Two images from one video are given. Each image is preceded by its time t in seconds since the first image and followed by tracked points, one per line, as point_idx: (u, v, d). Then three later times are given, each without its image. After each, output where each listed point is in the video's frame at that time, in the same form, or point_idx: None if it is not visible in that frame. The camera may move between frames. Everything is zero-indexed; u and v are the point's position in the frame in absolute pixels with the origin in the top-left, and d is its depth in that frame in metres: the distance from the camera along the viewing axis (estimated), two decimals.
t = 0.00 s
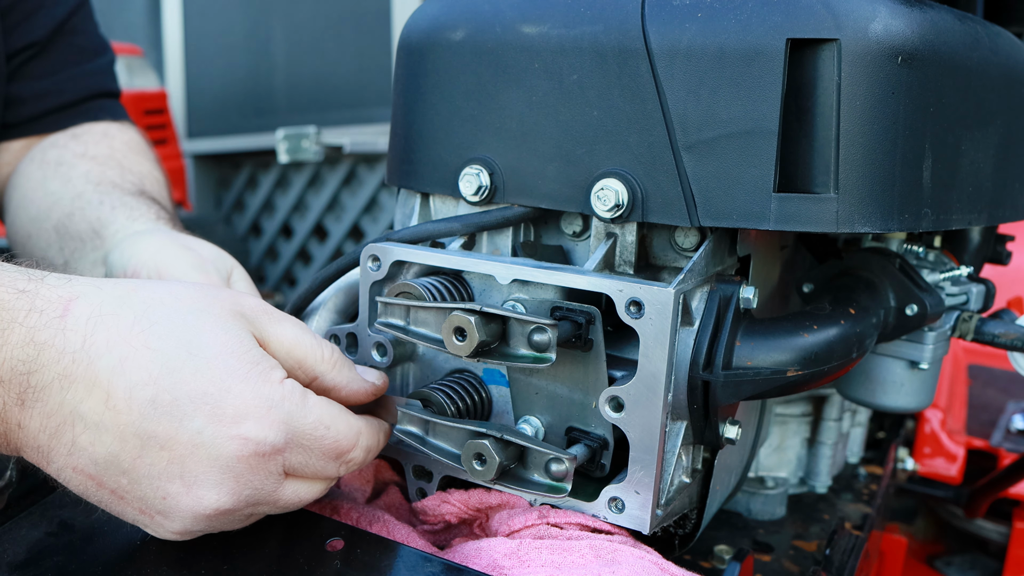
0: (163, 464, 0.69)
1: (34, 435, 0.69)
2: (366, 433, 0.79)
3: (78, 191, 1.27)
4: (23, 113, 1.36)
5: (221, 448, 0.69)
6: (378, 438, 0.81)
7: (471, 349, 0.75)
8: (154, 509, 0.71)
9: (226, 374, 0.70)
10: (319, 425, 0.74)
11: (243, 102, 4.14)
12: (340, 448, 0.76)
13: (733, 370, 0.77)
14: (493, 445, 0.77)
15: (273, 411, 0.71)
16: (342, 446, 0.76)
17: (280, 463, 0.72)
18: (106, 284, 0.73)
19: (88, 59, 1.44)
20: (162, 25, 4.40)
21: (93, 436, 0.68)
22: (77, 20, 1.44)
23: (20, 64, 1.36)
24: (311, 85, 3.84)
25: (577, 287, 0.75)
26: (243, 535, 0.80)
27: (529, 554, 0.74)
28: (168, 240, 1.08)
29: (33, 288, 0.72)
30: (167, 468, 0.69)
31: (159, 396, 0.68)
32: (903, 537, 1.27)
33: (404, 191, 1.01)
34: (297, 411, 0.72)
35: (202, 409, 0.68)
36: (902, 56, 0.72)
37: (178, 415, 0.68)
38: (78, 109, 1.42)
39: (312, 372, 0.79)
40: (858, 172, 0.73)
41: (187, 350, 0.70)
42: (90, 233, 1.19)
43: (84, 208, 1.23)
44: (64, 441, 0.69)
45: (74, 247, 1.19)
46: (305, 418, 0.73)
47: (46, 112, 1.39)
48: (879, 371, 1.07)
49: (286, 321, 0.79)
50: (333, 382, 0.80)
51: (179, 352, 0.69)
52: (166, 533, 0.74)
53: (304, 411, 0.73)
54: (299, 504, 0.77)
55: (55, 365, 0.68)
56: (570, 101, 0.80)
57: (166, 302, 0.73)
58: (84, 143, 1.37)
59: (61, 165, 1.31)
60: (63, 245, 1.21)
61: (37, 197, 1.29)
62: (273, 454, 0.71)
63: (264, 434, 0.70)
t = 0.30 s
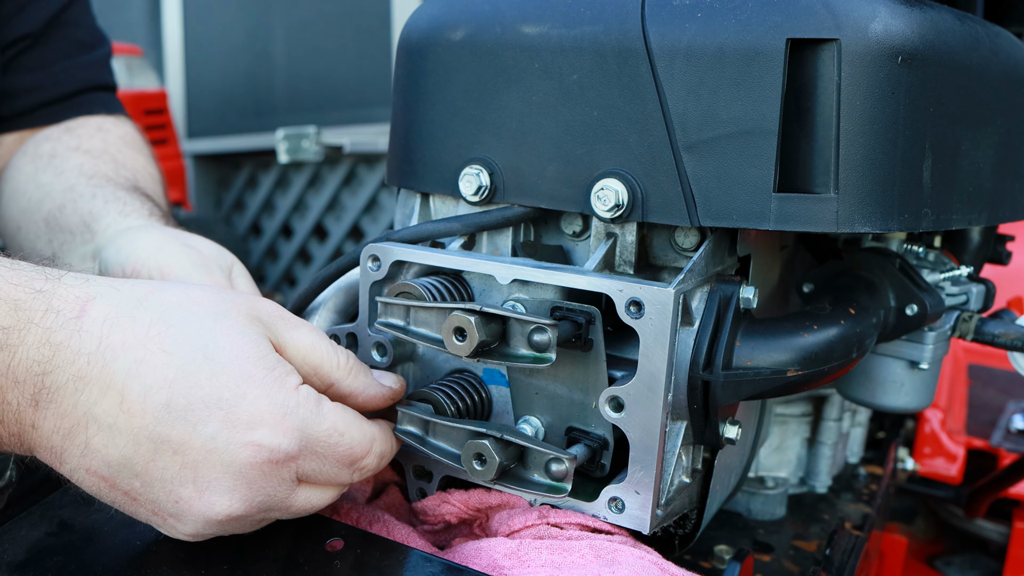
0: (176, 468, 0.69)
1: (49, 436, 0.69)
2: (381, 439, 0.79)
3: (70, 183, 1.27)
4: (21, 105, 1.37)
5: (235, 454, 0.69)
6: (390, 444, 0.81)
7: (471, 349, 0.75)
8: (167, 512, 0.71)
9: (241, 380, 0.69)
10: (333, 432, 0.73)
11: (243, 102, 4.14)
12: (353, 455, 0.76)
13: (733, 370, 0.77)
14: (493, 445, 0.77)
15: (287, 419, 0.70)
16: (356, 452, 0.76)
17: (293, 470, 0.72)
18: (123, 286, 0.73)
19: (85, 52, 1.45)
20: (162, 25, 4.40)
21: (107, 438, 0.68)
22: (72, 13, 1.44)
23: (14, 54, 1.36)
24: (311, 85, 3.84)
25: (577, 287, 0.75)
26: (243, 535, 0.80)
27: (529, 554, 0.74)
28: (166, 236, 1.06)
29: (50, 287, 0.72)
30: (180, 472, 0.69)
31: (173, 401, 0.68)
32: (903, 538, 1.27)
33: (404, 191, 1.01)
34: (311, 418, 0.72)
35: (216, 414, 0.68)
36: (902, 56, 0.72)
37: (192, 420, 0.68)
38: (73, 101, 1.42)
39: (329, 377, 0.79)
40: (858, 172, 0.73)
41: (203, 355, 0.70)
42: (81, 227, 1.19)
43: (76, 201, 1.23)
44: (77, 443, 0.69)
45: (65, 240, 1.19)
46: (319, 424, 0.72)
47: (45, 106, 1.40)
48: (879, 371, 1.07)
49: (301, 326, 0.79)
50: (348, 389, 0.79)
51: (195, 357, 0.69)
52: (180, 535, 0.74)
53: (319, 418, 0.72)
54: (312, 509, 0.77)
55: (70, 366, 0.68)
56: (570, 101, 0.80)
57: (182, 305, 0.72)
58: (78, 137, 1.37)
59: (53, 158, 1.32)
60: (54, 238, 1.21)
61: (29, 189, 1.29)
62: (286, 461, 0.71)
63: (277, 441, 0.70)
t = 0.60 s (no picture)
0: (156, 536, 0.64)
1: (29, 492, 0.65)
2: (384, 496, 0.69)
3: (70, 183, 1.27)
4: (19, 99, 1.37)
5: (217, 524, 0.63)
6: (397, 492, 0.70)
7: (471, 349, 0.75)
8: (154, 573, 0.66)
9: (218, 444, 0.62)
10: (323, 494, 0.65)
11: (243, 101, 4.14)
12: (353, 514, 0.67)
13: (733, 370, 0.77)
14: (493, 446, 0.77)
15: (269, 486, 0.63)
16: (353, 512, 0.66)
17: (283, 534, 0.65)
18: (95, 334, 0.67)
19: (83, 44, 1.45)
20: (162, 24, 4.40)
21: (85, 501, 0.63)
22: (70, 5, 1.44)
23: (13, 47, 1.36)
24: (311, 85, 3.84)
25: (578, 287, 0.75)
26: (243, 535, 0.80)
27: (529, 554, 0.74)
28: (167, 236, 1.05)
29: (19, 336, 0.66)
30: (160, 540, 0.64)
31: (148, 468, 0.62)
32: (903, 538, 1.27)
33: (404, 192, 1.01)
34: (297, 482, 0.64)
35: (194, 481, 0.62)
36: (902, 56, 0.72)
37: (169, 488, 0.62)
38: (71, 94, 1.42)
39: (323, 419, 0.69)
40: (858, 172, 0.73)
41: (178, 417, 0.63)
42: (79, 228, 1.18)
43: (75, 201, 1.23)
44: (57, 502, 0.64)
45: (64, 242, 1.19)
46: (306, 488, 0.64)
47: (45, 105, 1.39)
48: (879, 371, 1.07)
49: (296, 360, 0.68)
50: (345, 429, 0.69)
51: (170, 418, 0.62)
52: None
53: (306, 480, 0.64)
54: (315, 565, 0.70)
55: (42, 427, 0.63)
56: (570, 101, 0.80)
57: (156, 357, 0.65)
58: (79, 132, 1.37)
59: (54, 154, 1.32)
60: (54, 239, 1.21)
61: (31, 188, 1.29)
62: (271, 527, 0.64)
63: (259, 510, 0.63)
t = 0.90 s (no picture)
0: (197, 514, 0.68)
1: (49, 483, 0.65)
2: (388, 462, 0.80)
3: (61, 185, 1.27)
4: (14, 96, 1.37)
5: (262, 498, 0.68)
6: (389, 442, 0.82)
7: (471, 349, 0.75)
8: (183, 554, 0.70)
9: (264, 423, 0.68)
10: (352, 465, 0.74)
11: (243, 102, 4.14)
12: (369, 484, 0.77)
13: (732, 370, 0.77)
14: (493, 445, 0.77)
15: (312, 459, 0.70)
16: (371, 478, 0.77)
17: (317, 504, 0.72)
18: (119, 324, 0.69)
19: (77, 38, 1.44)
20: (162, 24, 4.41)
21: (120, 487, 0.65)
22: (69, 4, 1.44)
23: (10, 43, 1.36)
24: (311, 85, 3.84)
25: (577, 287, 0.75)
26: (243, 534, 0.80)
27: (529, 554, 0.74)
28: (157, 238, 1.06)
29: (39, 328, 0.67)
30: (201, 518, 0.68)
31: (193, 449, 0.66)
32: (903, 538, 1.27)
33: (404, 191, 1.01)
34: (333, 454, 0.72)
35: (240, 460, 0.67)
36: (902, 56, 0.72)
37: (214, 468, 0.67)
38: (67, 89, 1.43)
39: (336, 368, 0.79)
40: (858, 172, 0.73)
41: (221, 399, 0.68)
42: (71, 233, 1.18)
43: (68, 204, 1.22)
44: (84, 491, 0.65)
45: (57, 246, 1.19)
46: (340, 460, 0.73)
47: (44, 104, 1.40)
48: (879, 371, 1.07)
49: (302, 325, 0.77)
50: (356, 370, 0.80)
51: (214, 400, 0.67)
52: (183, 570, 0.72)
53: (339, 452, 0.73)
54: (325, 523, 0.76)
55: (74, 417, 0.64)
56: (570, 101, 0.80)
57: (189, 341, 0.69)
58: (71, 130, 1.37)
59: (46, 155, 1.31)
60: (47, 243, 1.21)
61: (22, 190, 1.29)
62: (310, 498, 0.71)
63: (303, 483, 0.70)
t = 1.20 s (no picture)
0: (202, 513, 0.68)
1: (58, 476, 0.65)
2: (398, 469, 0.79)
3: (65, 181, 1.27)
4: (14, 95, 1.37)
5: (265, 499, 0.68)
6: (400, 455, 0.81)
7: (471, 349, 0.75)
8: (186, 551, 0.70)
9: (269, 425, 0.68)
10: (358, 471, 0.73)
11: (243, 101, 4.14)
12: (376, 490, 0.76)
13: (733, 370, 0.77)
14: (493, 446, 0.77)
15: (317, 463, 0.70)
16: (377, 487, 0.76)
17: (320, 507, 0.72)
18: (132, 319, 0.69)
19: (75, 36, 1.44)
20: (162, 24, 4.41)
21: (126, 483, 0.66)
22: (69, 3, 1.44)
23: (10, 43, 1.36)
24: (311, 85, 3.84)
25: (578, 287, 0.75)
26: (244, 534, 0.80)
27: (529, 554, 0.74)
28: (166, 238, 1.05)
29: (53, 323, 0.67)
30: (205, 516, 0.68)
31: (199, 448, 0.66)
32: (903, 538, 1.27)
33: (404, 191, 1.01)
34: (339, 459, 0.72)
35: (245, 461, 0.67)
36: (902, 56, 0.72)
37: (219, 468, 0.67)
38: (68, 88, 1.43)
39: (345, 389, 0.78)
40: (858, 172, 0.73)
41: (228, 399, 0.67)
42: (75, 229, 1.18)
43: (70, 201, 1.22)
44: (91, 484, 0.66)
45: (60, 243, 1.19)
46: (346, 465, 0.72)
47: (45, 103, 1.40)
48: (879, 371, 1.07)
49: (314, 342, 0.77)
50: (366, 395, 0.79)
51: (221, 400, 0.67)
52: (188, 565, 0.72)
53: (346, 457, 0.72)
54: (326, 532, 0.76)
55: (83, 412, 0.64)
56: (570, 102, 0.80)
57: (200, 340, 0.69)
58: (73, 129, 1.37)
59: (47, 152, 1.31)
60: (49, 239, 1.21)
61: (24, 186, 1.29)
62: (314, 502, 0.71)
63: (307, 487, 0.69)
